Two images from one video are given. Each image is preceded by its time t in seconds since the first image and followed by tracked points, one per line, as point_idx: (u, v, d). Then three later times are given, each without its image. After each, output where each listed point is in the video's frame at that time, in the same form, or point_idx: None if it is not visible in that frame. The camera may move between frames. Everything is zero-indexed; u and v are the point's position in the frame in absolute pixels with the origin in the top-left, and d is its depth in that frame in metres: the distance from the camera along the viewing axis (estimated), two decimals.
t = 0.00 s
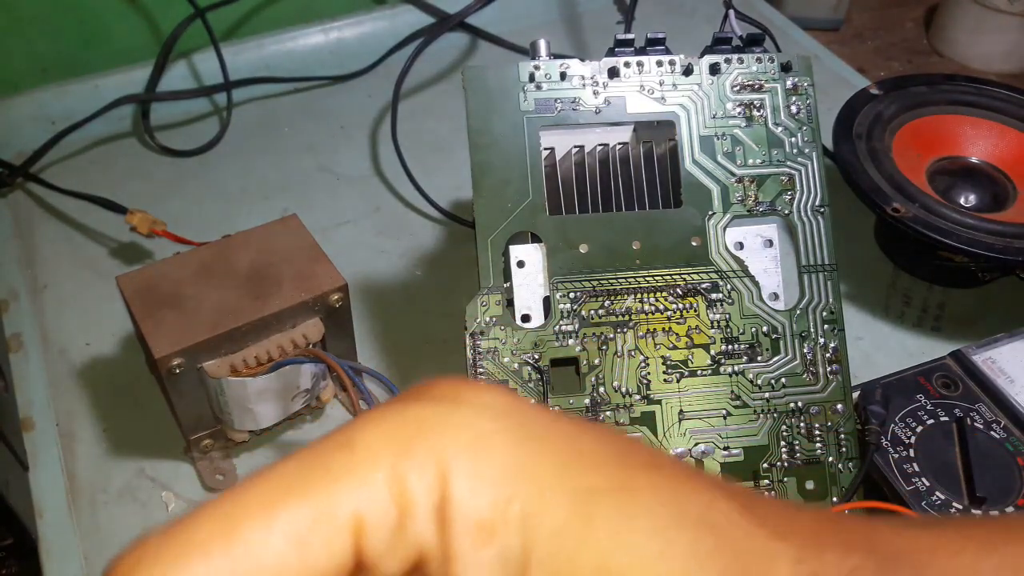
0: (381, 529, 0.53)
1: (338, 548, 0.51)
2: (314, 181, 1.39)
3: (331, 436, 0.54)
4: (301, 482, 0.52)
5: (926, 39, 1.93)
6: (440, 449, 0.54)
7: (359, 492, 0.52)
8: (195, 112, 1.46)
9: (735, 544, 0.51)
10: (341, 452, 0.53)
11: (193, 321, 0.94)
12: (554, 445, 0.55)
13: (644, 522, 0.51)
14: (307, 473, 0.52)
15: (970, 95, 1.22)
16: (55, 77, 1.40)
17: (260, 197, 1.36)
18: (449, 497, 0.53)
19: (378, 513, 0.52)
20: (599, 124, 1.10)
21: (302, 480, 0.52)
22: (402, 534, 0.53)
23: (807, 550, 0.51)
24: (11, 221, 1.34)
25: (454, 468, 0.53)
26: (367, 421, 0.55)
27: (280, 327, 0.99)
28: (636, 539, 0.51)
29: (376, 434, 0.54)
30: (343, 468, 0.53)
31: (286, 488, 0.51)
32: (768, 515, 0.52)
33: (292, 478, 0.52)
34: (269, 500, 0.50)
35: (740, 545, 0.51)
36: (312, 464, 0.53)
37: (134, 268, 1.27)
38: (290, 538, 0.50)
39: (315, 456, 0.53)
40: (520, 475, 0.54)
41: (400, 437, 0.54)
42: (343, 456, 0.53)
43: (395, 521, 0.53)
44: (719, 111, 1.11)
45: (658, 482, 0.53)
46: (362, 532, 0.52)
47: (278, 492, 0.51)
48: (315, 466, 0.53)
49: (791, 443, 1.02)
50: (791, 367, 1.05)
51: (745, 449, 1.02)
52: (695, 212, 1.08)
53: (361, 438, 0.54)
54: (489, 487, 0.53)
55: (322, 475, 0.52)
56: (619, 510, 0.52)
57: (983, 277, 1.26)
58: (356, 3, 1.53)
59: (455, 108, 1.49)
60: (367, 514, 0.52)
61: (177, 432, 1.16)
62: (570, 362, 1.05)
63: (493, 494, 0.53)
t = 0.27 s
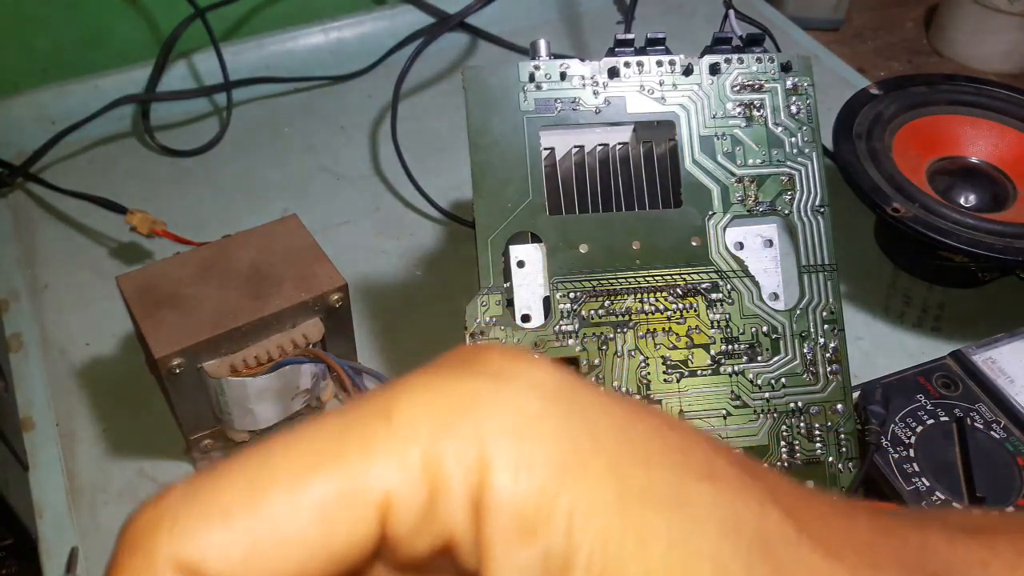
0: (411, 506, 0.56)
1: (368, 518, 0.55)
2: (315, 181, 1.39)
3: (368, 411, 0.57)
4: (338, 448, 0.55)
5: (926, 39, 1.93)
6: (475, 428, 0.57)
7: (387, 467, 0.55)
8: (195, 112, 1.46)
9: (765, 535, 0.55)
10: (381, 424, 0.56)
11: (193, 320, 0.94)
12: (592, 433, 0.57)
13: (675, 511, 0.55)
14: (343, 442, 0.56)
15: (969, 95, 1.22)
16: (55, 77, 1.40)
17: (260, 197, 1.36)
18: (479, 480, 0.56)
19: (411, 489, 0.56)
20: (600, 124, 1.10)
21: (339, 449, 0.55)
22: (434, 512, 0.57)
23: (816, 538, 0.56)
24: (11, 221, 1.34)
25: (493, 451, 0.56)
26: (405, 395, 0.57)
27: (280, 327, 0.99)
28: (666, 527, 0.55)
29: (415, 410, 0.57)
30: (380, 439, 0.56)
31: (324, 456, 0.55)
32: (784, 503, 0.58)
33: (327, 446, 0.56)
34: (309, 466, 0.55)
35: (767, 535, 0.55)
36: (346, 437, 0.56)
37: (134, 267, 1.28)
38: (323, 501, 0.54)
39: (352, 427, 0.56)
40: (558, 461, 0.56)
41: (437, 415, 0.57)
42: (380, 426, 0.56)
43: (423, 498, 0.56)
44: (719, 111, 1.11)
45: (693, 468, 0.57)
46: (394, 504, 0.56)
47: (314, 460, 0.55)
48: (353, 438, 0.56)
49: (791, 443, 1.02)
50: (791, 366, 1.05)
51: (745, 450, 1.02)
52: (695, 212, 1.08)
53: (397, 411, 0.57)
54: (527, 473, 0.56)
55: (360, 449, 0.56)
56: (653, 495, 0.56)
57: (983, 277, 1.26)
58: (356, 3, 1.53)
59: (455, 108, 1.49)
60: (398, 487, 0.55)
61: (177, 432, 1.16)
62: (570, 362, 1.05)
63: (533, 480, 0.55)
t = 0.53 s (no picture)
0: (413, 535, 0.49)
1: (371, 551, 0.48)
2: (314, 181, 1.39)
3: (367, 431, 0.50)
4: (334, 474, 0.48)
5: (926, 39, 1.93)
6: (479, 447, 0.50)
7: (388, 493, 0.48)
8: (195, 112, 1.46)
9: (766, 569, 0.48)
10: (381, 447, 0.49)
11: (193, 321, 0.94)
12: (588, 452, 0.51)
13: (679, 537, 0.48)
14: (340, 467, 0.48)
15: (970, 95, 1.22)
16: (55, 77, 1.40)
17: (260, 197, 1.36)
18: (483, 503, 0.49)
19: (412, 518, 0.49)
20: (600, 124, 1.10)
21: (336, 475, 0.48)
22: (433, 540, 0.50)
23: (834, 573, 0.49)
24: (11, 221, 1.34)
25: (491, 471, 0.49)
26: (404, 413, 0.51)
27: (280, 327, 0.99)
28: (669, 555, 0.48)
29: (411, 429, 0.50)
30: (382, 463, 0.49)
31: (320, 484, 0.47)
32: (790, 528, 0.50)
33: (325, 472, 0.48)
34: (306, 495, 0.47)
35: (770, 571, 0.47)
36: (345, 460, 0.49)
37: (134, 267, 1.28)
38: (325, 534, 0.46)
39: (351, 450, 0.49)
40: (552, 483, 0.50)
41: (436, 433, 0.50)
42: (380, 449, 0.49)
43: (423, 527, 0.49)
44: (719, 111, 1.11)
45: (691, 492, 0.51)
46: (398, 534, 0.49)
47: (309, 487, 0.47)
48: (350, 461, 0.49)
49: (791, 443, 1.02)
50: (791, 366, 1.05)
51: (745, 450, 1.02)
52: (695, 212, 1.08)
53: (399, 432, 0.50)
54: (524, 497, 0.49)
55: (359, 474, 0.48)
56: (651, 519, 0.49)
57: (983, 277, 1.26)
58: (356, 3, 1.53)
59: (455, 108, 1.49)
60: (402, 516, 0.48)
61: (178, 432, 1.16)
62: (570, 362, 1.05)
63: (527, 504, 0.49)
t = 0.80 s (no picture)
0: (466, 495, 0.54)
1: (420, 509, 0.52)
2: (315, 181, 1.39)
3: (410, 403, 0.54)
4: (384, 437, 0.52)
5: (926, 39, 1.93)
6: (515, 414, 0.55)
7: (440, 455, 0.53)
8: (195, 112, 1.46)
9: (801, 521, 0.52)
10: (422, 413, 0.54)
11: (193, 320, 0.94)
12: (627, 416, 0.55)
13: (722, 494, 0.53)
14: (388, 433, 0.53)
15: (970, 95, 1.22)
16: (55, 77, 1.40)
17: (260, 197, 1.36)
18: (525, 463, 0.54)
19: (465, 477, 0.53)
20: (600, 124, 1.10)
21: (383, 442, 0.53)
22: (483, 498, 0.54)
23: (863, 520, 0.53)
24: (11, 221, 1.34)
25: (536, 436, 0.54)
26: (445, 380, 0.55)
27: (280, 327, 0.99)
28: (706, 504, 0.52)
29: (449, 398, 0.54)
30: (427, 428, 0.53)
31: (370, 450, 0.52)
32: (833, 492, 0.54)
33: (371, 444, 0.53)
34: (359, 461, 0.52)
35: (806, 522, 0.52)
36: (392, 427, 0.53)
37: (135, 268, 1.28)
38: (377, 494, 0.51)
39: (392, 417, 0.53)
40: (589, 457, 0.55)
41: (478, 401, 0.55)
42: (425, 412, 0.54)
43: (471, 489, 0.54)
44: (719, 111, 1.11)
45: (731, 450, 0.54)
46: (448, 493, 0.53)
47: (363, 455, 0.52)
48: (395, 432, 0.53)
49: (791, 443, 1.02)
50: (791, 366, 1.05)
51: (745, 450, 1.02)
52: (695, 212, 1.08)
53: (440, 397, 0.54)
54: (567, 459, 0.54)
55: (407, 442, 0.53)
56: (694, 474, 0.53)
57: (983, 277, 1.26)
58: (356, 3, 1.53)
59: (455, 108, 1.49)
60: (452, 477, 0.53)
61: (178, 432, 1.16)
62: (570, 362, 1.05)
63: (574, 465, 0.54)
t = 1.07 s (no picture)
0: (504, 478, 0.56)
1: (450, 487, 0.55)
2: (315, 181, 1.39)
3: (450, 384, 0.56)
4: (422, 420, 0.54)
5: (926, 39, 1.93)
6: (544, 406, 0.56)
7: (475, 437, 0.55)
8: (195, 112, 1.46)
9: (824, 511, 0.58)
10: (457, 395, 0.56)
11: (193, 321, 0.94)
12: (659, 402, 0.58)
13: (739, 475, 0.57)
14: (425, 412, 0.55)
15: (969, 95, 1.22)
16: (55, 76, 1.40)
17: (260, 197, 1.36)
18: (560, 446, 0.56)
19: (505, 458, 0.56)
20: (600, 124, 1.10)
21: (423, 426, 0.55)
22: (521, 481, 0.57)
23: (872, 506, 0.60)
24: (11, 221, 1.34)
25: (566, 418, 0.56)
26: (481, 362, 0.57)
27: (280, 327, 0.99)
28: (733, 491, 0.56)
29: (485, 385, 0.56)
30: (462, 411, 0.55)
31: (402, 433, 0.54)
32: (848, 475, 0.61)
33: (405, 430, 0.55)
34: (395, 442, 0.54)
35: (831, 512, 0.58)
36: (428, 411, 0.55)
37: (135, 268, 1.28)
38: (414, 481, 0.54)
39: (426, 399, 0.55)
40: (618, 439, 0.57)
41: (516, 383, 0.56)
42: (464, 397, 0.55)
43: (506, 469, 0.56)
44: (719, 111, 1.11)
45: (759, 436, 0.58)
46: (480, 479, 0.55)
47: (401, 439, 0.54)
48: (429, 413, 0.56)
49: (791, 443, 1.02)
50: (791, 367, 1.05)
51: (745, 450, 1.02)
52: (695, 212, 1.08)
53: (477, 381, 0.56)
54: (599, 442, 0.56)
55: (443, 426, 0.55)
56: (720, 458, 0.57)
57: (984, 277, 1.26)
58: (356, 3, 1.53)
59: (455, 108, 1.49)
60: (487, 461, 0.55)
61: (177, 432, 1.16)
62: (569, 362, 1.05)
63: (606, 448, 0.56)
